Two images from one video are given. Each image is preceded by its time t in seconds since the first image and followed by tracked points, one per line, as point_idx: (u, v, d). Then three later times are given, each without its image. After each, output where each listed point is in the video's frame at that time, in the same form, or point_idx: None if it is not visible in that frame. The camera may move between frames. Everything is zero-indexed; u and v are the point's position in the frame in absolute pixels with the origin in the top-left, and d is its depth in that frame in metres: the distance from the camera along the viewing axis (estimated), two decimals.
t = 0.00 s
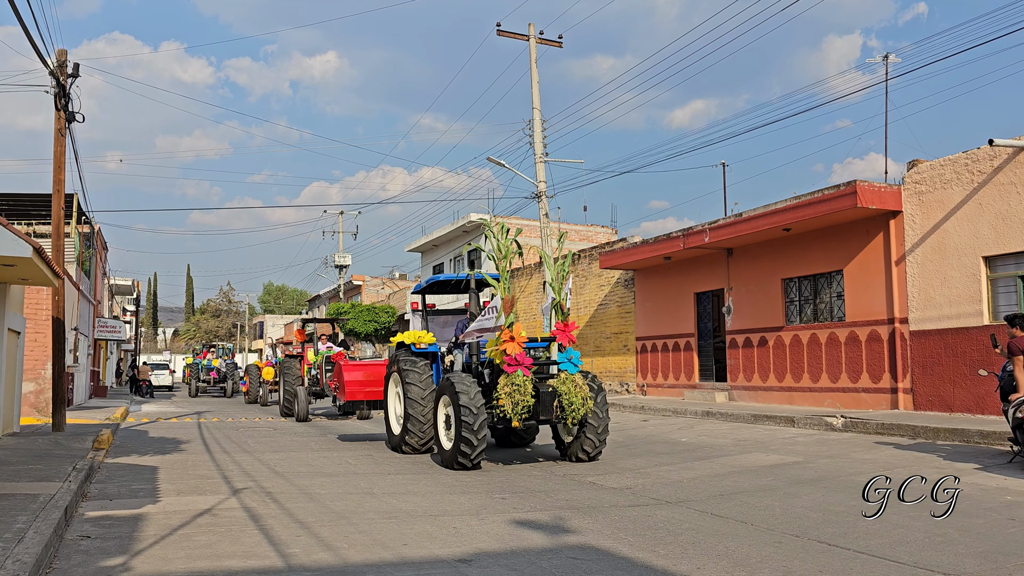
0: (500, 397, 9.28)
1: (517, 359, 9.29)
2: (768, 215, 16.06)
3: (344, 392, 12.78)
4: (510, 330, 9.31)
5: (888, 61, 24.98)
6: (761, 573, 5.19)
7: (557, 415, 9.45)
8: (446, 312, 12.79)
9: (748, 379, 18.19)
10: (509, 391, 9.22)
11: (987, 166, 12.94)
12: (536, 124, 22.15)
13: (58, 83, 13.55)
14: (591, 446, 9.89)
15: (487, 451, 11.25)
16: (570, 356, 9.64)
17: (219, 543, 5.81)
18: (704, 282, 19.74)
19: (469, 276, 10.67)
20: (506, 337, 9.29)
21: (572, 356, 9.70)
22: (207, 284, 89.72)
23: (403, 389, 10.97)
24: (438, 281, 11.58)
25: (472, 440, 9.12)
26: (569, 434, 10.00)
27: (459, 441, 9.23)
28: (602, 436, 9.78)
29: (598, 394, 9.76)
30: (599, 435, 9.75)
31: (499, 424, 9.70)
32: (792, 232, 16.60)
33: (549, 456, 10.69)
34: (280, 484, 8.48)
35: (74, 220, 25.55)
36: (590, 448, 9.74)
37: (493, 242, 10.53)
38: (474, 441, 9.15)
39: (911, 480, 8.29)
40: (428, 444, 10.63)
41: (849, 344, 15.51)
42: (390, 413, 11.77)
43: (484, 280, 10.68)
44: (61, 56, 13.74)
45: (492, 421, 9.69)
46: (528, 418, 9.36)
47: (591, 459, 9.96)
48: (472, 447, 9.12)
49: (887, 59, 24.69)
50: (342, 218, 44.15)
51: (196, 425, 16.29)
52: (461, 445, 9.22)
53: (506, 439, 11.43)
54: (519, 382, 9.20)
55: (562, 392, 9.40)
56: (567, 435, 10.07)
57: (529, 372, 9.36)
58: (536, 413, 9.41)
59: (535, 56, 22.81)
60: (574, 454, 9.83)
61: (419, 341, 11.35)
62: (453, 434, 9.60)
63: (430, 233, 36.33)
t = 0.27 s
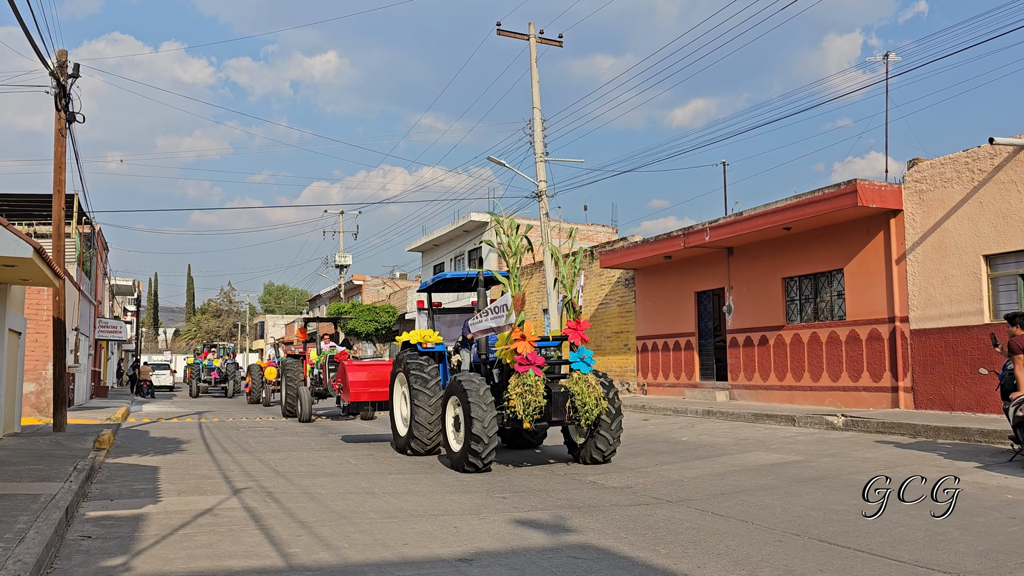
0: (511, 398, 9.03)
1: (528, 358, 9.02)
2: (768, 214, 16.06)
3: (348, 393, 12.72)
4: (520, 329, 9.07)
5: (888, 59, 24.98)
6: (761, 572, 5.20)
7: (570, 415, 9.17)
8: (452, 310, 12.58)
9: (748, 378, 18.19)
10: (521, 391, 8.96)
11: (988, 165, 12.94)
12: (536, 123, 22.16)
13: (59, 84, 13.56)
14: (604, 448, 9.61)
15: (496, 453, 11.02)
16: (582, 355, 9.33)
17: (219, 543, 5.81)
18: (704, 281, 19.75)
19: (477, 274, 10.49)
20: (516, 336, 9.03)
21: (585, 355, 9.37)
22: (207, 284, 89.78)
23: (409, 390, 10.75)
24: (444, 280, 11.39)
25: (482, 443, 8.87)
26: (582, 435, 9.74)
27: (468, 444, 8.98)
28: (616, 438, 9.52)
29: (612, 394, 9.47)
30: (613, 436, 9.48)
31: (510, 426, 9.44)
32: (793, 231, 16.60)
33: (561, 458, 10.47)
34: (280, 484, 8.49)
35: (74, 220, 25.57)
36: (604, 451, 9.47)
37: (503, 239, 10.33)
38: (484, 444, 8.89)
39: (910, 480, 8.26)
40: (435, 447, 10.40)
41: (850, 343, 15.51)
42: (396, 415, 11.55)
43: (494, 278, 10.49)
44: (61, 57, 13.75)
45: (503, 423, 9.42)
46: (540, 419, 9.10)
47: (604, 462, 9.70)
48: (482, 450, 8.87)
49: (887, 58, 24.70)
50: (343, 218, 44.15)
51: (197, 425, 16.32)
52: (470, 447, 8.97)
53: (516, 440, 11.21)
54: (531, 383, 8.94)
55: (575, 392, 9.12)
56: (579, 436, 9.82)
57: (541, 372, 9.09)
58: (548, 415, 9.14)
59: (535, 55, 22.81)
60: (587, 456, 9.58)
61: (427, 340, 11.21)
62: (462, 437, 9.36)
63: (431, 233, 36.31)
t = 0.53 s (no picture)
0: (522, 398, 8.80)
1: (540, 357, 8.79)
2: (769, 212, 16.05)
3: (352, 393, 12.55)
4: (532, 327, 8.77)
5: (887, 58, 24.98)
6: (761, 569, 5.21)
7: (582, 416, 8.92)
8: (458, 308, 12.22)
9: (748, 376, 18.19)
10: (532, 391, 8.74)
11: (987, 163, 12.93)
12: (535, 123, 22.15)
13: (57, 84, 13.55)
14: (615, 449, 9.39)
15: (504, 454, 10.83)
16: (595, 355, 9.04)
17: (219, 542, 5.81)
18: (704, 280, 19.73)
19: (487, 271, 10.27)
20: (528, 334, 8.80)
21: (598, 354, 9.09)
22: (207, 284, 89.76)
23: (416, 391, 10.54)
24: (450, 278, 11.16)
25: (491, 445, 8.64)
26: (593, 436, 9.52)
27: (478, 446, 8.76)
28: (628, 440, 9.29)
29: (624, 393, 9.23)
30: (625, 438, 9.25)
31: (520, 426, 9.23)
32: (793, 229, 16.60)
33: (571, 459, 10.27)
34: (280, 484, 8.49)
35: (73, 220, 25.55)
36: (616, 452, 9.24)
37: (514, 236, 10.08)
38: (494, 446, 8.67)
39: (910, 480, 8.23)
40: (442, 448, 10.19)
41: (850, 342, 15.51)
42: (402, 415, 11.34)
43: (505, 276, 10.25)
44: (60, 57, 13.74)
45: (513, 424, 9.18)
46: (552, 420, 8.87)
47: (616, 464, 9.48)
48: (492, 452, 8.64)
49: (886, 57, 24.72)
50: (342, 217, 44.13)
51: (197, 425, 16.33)
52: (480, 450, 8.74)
53: (525, 440, 11.02)
54: (542, 383, 8.70)
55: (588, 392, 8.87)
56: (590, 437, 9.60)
57: (553, 371, 8.84)
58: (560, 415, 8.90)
59: (534, 55, 22.81)
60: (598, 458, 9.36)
61: (433, 338, 10.99)
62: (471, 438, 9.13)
63: (431, 232, 36.29)
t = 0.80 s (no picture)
0: (535, 399, 8.57)
1: (553, 357, 8.61)
2: (769, 212, 16.05)
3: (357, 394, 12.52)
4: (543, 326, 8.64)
5: (887, 57, 24.99)
6: (761, 568, 5.22)
7: (597, 418, 8.68)
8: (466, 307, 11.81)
9: (749, 375, 18.20)
10: (546, 392, 8.51)
11: (987, 161, 12.93)
12: (536, 122, 22.15)
13: (58, 85, 13.56)
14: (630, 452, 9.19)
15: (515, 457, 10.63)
16: (609, 355, 8.84)
17: (220, 543, 5.82)
18: (704, 280, 19.72)
19: (498, 267, 9.86)
20: (540, 333, 8.63)
21: (612, 354, 8.90)
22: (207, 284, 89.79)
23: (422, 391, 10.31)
24: (459, 274, 10.82)
25: (503, 447, 8.42)
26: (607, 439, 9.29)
27: (489, 448, 8.53)
28: (644, 443, 9.03)
29: (640, 395, 8.98)
30: (640, 440, 8.99)
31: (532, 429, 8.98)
32: (793, 229, 16.60)
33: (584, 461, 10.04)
34: (281, 484, 8.50)
35: (73, 221, 25.57)
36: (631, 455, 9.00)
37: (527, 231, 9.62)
38: (505, 448, 8.44)
39: (910, 480, 8.20)
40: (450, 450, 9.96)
41: (850, 341, 15.51)
42: (409, 416, 11.11)
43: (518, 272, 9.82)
44: (60, 58, 13.75)
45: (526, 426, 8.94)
46: (566, 422, 8.62)
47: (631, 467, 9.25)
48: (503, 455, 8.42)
49: (886, 56, 24.74)
50: (343, 218, 44.16)
51: (198, 426, 16.35)
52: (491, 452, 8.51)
53: (535, 442, 10.82)
54: (555, 383, 8.49)
55: (602, 393, 8.64)
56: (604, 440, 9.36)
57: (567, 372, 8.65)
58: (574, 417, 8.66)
59: (534, 55, 22.82)
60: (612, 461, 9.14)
61: (441, 338, 10.70)
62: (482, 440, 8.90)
63: (431, 232, 36.31)
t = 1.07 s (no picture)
0: (548, 400, 8.35)
1: (567, 356, 8.40)
2: (769, 211, 16.06)
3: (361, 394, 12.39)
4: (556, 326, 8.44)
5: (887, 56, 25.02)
6: (762, 568, 5.22)
7: (611, 420, 8.46)
8: (473, 305, 11.62)
9: (749, 375, 18.20)
10: (560, 392, 8.30)
11: (987, 160, 12.92)
12: (535, 122, 22.16)
13: (58, 86, 13.57)
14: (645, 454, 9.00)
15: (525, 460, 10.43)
16: (624, 353, 8.64)
17: (221, 543, 5.82)
18: (704, 279, 19.71)
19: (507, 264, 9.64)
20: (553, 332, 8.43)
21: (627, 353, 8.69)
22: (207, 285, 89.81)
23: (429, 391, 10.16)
24: (465, 271, 10.65)
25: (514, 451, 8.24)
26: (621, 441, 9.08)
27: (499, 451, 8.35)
28: (658, 445, 8.82)
29: (655, 397, 8.76)
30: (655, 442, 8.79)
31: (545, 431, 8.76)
32: (793, 228, 16.62)
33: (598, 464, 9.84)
34: (282, 484, 8.50)
35: (72, 222, 25.58)
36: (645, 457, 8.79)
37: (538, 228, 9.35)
38: (516, 452, 8.25)
39: (910, 480, 8.17)
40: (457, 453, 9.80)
41: (851, 340, 15.51)
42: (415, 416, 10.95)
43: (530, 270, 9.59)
44: (60, 59, 13.76)
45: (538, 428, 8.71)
46: (580, 424, 8.39)
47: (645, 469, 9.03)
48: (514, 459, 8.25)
49: (885, 55, 24.77)
50: (343, 218, 44.17)
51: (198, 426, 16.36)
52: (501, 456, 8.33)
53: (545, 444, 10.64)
54: (570, 383, 8.28)
55: (617, 393, 8.41)
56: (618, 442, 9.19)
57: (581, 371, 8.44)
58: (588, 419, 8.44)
59: (534, 55, 22.83)
60: (626, 463, 8.95)
61: (448, 337, 10.54)
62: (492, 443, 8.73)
63: (431, 232, 36.33)
